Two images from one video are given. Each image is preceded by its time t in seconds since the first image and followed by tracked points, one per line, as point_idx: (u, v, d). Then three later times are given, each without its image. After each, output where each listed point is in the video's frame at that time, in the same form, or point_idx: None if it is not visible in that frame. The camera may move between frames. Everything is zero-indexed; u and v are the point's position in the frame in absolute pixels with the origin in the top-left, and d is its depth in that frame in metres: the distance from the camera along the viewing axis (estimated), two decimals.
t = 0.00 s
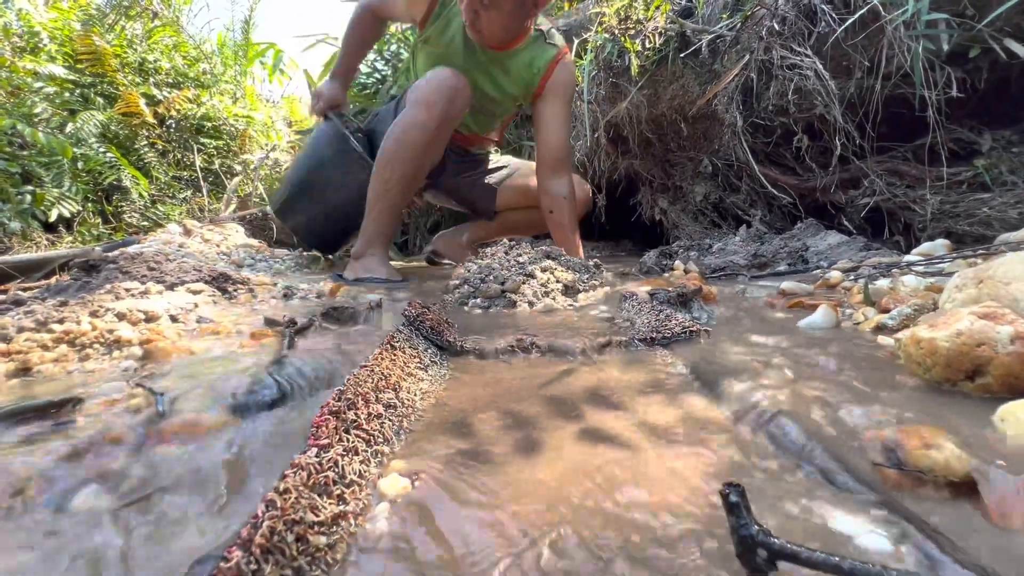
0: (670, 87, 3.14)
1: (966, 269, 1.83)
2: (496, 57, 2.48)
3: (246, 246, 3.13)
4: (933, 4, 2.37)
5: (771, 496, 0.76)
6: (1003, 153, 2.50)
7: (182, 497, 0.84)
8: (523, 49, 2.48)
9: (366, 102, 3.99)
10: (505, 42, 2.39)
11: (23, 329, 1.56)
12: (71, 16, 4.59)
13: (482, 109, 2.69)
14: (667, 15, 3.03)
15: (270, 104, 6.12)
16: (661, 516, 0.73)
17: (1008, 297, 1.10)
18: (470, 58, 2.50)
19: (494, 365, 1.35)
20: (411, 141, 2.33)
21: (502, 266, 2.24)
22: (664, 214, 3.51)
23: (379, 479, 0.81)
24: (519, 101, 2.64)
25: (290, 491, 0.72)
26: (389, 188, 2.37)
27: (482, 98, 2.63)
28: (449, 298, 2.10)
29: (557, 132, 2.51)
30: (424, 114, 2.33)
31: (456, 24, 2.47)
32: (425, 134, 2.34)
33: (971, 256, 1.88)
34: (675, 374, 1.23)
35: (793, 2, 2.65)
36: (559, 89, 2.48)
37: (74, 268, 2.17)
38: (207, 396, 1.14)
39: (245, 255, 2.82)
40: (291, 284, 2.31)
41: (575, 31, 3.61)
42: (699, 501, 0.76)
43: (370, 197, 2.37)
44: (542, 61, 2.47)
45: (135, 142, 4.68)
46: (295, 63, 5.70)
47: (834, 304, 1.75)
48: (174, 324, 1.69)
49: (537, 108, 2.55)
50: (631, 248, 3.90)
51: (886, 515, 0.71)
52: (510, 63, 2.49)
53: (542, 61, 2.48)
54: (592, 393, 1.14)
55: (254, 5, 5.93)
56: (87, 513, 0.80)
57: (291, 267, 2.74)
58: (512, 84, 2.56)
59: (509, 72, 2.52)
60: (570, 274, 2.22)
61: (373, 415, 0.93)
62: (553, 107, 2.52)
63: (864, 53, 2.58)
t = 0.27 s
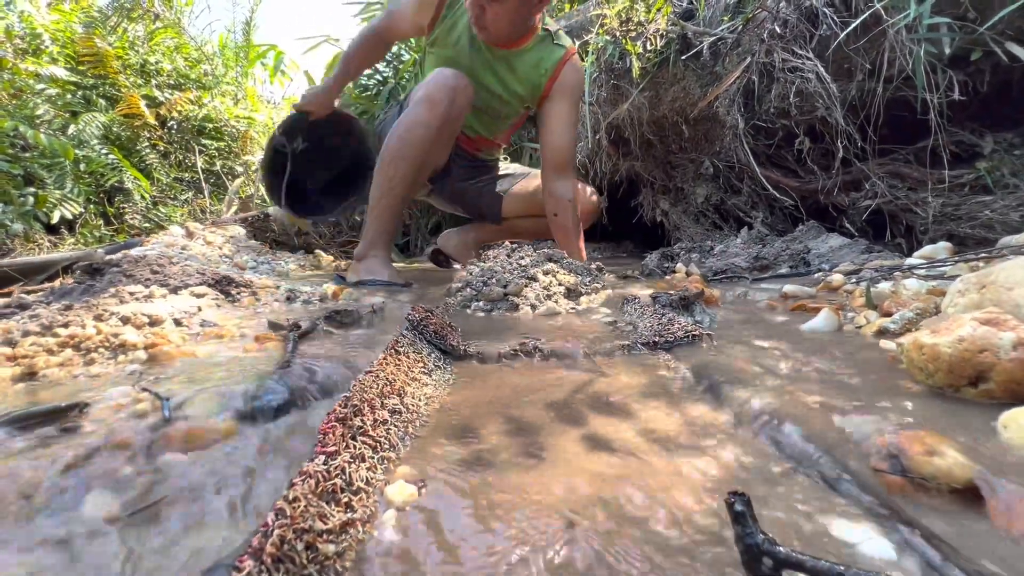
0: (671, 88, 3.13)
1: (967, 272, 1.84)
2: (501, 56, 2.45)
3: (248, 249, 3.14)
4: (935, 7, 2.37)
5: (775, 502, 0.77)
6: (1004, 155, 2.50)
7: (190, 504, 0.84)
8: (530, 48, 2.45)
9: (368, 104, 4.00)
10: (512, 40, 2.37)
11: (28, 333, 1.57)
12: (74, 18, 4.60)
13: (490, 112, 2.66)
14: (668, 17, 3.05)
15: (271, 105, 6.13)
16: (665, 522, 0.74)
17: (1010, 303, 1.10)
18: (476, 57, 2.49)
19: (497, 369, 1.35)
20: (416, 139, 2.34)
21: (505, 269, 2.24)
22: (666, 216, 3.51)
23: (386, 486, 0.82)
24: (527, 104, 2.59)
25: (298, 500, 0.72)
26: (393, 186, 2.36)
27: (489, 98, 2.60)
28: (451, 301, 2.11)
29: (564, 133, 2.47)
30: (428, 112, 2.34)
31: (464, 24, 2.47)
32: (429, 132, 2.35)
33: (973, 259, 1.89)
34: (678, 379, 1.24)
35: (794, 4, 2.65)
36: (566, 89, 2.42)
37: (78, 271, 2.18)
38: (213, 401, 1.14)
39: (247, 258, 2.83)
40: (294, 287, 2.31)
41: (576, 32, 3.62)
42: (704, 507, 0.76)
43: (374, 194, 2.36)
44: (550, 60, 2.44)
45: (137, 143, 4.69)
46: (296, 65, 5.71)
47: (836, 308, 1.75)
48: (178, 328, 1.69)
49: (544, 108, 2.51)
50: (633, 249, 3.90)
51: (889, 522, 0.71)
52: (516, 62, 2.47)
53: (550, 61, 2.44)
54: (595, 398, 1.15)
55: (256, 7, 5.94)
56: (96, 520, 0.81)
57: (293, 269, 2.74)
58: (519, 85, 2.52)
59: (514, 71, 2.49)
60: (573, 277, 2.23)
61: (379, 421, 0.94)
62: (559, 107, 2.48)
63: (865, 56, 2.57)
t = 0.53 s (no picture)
0: (671, 88, 3.15)
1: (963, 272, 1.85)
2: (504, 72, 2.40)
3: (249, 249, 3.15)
4: (932, 8, 2.38)
5: (766, 497, 0.78)
6: (1002, 156, 2.51)
7: (191, 500, 0.85)
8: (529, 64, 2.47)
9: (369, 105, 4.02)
10: (527, 53, 2.37)
11: (31, 332, 1.59)
12: (75, 19, 4.61)
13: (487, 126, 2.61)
14: (667, 18, 3.03)
15: (272, 105, 6.15)
16: (658, 516, 0.75)
17: (1002, 302, 1.11)
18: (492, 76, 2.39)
19: (495, 368, 1.37)
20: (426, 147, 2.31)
21: (504, 269, 2.25)
22: (665, 217, 3.52)
23: (384, 482, 0.83)
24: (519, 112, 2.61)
25: (297, 494, 0.74)
26: (397, 193, 2.35)
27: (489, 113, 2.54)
28: (450, 301, 2.12)
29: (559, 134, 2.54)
30: (439, 120, 2.27)
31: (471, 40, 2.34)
32: (438, 140, 2.30)
33: (969, 260, 1.90)
34: (674, 376, 1.25)
35: (792, 5, 2.66)
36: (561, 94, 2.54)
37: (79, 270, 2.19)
38: (214, 400, 1.16)
39: (248, 258, 2.84)
40: (294, 287, 2.32)
41: (576, 33, 3.63)
42: (696, 502, 0.78)
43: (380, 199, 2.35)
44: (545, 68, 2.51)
45: (138, 144, 4.71)
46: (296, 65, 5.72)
47: (833, 307, 1.76)
48: (179, 327, 1.70)
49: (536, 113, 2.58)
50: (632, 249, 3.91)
51: (878, 516, 0.72)
52: (522, 78, 2.46)
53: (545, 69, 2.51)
54: (591, 396, 1.16)
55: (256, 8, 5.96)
56: (99, 516, 0.82)
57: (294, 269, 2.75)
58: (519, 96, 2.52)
59: (519, 87, 2.49)
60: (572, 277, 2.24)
61: (377, 418, 0.95)
62: (551, 111, 2.57)
63: (863, 56, 2.58)
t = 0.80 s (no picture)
0: (670, 89, 3.17)
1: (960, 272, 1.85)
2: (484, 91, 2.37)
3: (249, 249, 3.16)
4: (929, 8, 2.38)
5: (760, 495, 0.79)
6: (999, 156, 2.52)
7: (190, 500, 0.86)
8: (499, 85, 2.49)
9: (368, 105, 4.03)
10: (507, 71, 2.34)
11: (32, 331, 1.60)
12: (76, 19, 4.60)
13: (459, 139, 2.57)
14: (666, 18, 3.04)
15: (272, 106, 6.16)
16: (652, 514, 0.76)
17: (996, 302, 1.11)
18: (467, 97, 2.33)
19: (493, 367, 1.37)
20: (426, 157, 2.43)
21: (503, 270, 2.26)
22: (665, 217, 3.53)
23: (380, 479, 0.84)
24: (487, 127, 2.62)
25: (294, 491, 0.75)
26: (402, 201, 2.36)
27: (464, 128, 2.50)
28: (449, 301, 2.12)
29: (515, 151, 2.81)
30: (447, 137, 2.39)
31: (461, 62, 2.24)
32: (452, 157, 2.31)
33: (966, 260, 1.91)
34: (671, 376, 1.26)
35: (791, 6, 2.65)
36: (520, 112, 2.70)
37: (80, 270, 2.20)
38: (213, 399, 1.16)
39: (248, 258, 2.85)
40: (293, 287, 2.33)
41: (575, 33, 3.64)
42: (691, 500, 0.78)
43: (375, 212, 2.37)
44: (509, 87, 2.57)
45: (139, 144, 4.72)
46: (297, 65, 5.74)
47: (830, 307, 1.77)
48: (179, 327, 1.71)
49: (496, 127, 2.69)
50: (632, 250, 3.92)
51: (871, 514, 0.73)
52: (494, 101, 2.47)
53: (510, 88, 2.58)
54: (588, 395, 1.16)
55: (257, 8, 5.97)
56: (99, 514, 0.83)
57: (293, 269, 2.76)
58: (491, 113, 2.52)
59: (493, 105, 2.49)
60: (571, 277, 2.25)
61: (375, 417, 0.96)
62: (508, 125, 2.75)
63: (861, 57, 2.60)
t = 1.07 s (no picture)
0: (670, 90, 3.17)
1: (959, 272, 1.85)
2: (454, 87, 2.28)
3: (249, 249, 3.16)
4: (929, 9, 2.38)
5: (756, 493, 0.79)
6: (999, 156, 2.52)
7: (189, 499, 0.86)
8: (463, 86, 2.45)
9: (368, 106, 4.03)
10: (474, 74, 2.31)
11: (33, 331, 1.60)
12: (76, 21, 4.55)
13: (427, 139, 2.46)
14: (666, 19, 3.04)
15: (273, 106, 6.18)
16: (649, 513, 0.76)
17: (994, 302, 1.12)
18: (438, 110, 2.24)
19: (492, 367, 1.37)
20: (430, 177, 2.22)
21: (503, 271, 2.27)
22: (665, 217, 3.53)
23: (378, 478, 0.85)
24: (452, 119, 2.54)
25: (293, 489, 0.75)
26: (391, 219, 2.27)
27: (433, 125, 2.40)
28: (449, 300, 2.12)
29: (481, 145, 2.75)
30: (454, 157, 2.21)
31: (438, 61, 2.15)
32: (455, 180, 2.26)
33: (966, 259, 1.91)
34: (670, 376, 1.26)
35: (790, 6, 2.65)
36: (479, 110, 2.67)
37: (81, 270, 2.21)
38: (213, 398, 1.17)
39: (248, 258, 2.85)
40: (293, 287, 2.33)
41: (575, 34, 3.64)
42: (689, 499, 0.79)
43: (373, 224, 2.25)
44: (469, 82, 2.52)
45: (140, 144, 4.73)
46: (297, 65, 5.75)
47: (829, 307, 1.77)
48: (179, 327, 1.71)
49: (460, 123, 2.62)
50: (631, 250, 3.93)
51: (866, 514, 0.73)
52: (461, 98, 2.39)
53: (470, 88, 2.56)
54: (588, 395, 1.17)
55: (257, 8, 5.98)
56: (98, 513, 0.83)
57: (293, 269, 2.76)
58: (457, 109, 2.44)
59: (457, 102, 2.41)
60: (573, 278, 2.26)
61: (374, 416, 0.96)
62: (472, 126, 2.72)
63: (861, 58, 2.60)
